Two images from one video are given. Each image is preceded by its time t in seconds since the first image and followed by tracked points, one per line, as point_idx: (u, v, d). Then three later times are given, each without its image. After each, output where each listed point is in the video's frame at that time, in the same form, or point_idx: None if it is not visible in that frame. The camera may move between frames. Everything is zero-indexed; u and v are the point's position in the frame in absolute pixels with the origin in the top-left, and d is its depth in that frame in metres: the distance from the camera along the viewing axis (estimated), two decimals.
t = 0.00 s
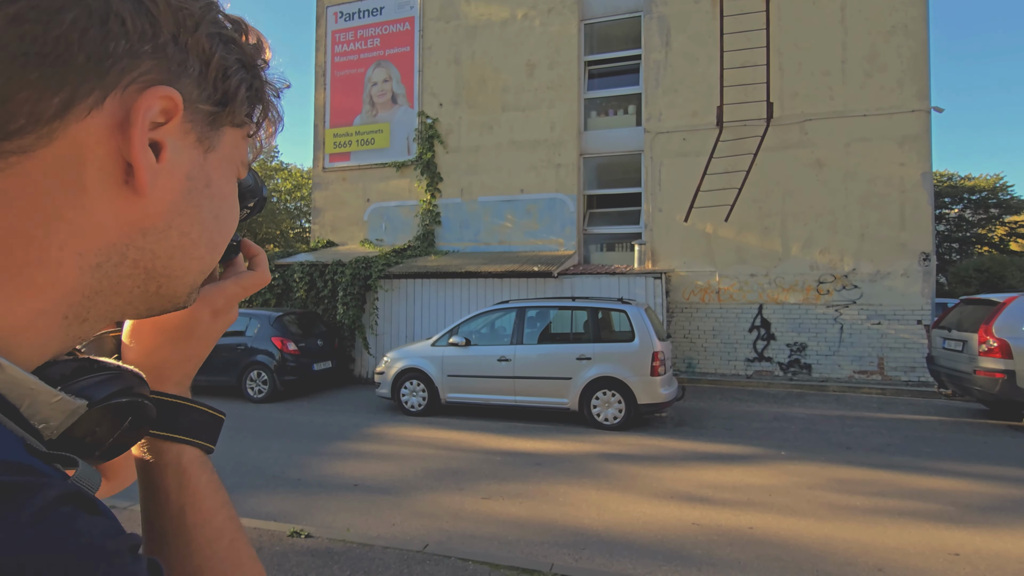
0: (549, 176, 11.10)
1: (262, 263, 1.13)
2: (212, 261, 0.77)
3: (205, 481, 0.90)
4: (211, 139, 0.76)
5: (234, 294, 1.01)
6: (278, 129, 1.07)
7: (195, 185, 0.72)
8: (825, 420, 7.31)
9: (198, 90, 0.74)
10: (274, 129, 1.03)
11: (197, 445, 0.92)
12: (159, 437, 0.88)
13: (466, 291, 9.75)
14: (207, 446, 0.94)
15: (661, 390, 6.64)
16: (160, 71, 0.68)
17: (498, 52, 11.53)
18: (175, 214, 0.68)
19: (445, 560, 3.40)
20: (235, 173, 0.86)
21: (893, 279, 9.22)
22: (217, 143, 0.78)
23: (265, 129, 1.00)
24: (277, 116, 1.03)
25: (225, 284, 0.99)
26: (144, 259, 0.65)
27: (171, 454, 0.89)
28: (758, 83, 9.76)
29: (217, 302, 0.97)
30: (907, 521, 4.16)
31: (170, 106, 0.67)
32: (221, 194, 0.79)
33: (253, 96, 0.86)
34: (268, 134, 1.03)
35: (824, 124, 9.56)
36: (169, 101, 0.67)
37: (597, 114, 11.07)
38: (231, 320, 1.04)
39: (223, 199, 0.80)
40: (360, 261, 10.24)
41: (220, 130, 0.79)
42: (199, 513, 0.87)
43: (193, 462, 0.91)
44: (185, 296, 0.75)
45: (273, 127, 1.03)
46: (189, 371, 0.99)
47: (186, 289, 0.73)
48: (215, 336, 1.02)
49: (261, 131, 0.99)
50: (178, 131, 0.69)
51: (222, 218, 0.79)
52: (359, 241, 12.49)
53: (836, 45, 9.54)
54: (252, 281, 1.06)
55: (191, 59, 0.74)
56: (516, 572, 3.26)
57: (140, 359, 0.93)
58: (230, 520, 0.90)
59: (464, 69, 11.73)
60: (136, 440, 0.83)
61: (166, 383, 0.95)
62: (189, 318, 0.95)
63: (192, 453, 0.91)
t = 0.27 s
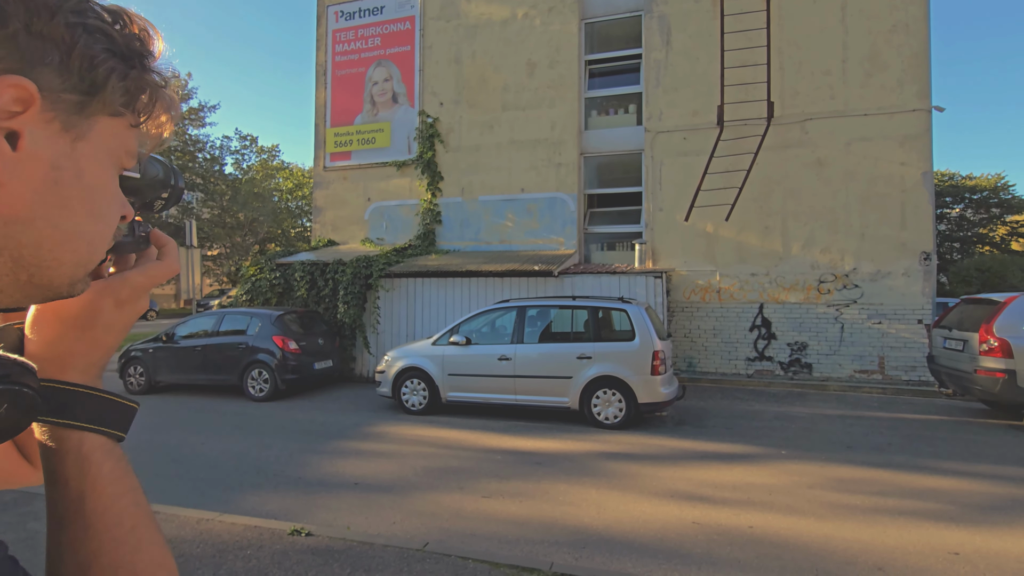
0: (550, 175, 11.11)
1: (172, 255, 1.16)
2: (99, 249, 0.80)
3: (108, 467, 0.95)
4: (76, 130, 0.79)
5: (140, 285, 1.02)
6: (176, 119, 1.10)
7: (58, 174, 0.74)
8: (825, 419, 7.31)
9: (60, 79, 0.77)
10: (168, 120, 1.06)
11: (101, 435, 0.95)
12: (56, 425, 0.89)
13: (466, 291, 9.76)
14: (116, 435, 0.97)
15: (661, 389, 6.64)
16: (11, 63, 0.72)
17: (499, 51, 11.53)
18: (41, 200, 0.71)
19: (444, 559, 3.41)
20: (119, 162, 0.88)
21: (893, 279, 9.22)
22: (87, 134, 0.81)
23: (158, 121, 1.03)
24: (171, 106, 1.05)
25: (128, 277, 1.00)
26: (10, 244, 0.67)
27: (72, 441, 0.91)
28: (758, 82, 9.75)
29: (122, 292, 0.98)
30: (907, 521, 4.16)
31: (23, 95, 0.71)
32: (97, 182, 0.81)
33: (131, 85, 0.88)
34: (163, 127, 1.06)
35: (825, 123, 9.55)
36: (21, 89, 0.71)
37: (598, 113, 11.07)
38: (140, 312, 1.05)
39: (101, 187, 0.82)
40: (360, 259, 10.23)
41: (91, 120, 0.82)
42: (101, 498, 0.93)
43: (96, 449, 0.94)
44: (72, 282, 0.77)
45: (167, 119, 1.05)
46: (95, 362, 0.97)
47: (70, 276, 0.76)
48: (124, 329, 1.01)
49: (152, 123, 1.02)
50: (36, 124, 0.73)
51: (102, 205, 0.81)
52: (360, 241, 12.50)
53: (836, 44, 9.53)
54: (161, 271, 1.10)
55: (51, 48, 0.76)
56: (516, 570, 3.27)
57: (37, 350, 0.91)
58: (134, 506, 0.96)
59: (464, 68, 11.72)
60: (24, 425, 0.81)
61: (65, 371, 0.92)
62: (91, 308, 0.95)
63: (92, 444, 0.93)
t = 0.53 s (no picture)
0: (551, 174, 11.11)
1: (121, 249, 1.15)
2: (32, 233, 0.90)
3: (53, 465, 0.95)
4: None
5: (88, 280, 1.03)
6: (116, 106, 1.18)
7: None
8: (826, 418, 7.31)
9: None
10: (106, 108, 1.14)
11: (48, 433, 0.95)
12: None
13: (467, 290, 9.77)
14: (64, 432, 0.97)
15: (662, 388, 6.64)
16: None
17: (499, 51, 11.53)
18: None
19: (445, 557, 3.42)
20: (52, 149, 0.97)
21: (894, 278, 9.21)
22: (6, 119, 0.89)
23: (94, 110, 1.11)
24: (106, 94, 1.13)
25: (75, 271, 1.01)
26: None
27: (15, 438, 0.90)
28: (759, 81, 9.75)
29: (68, 288, 1.00)
30: (908, 520, 4.16)
31: None
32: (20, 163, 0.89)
33: (55, 69, 0.95)
34: (101, 115, 1.14)
35: (826, 122, 9.54)
36: None
37: (598, 112, 11.08)
38: (90, 308, 1.06)
39: (33, 174, 0.91)
40: (362, 259, 10.24)
41: (13, 106, 0.90)
42: (46, 496, 0.93)
43: (40, 446, 0.93)
44: (9, 269, 0.88)
45: (103, 107, 1.13)
46: (42, 360, 0.96)
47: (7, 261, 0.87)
48: (71, 325, 1.02)
49: (89, 113, 1.10)
50: None
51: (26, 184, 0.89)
52: (361, 240, 12.51)
53: (837, 43, 9.52)
54: (109, 266, 1.08)
55: None
56: (517, 569, 3.27)
57: None
58: (81, 503, 0.98)
59: (465, 67, 11.73)
60: None
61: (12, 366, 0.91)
62: (35, 302, 0.94)
63: (37, 440, 0.93)
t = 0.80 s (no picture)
0: (552, 174, 11.13)
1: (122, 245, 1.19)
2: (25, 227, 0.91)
3: (54, 462, 0.99)
4: None
5: (85, 276, 1.06)
6: (112, 99, 1.20)
7: None
8: (826, 417, 7.34)
9: None
10: (104, 102, 1.17)
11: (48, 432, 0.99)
12: None
13: (468, 289, 9.80)
14: (65, 430, 1.01)
15: (663, 387, 6.67)
16: None
17: (501, 50, 11.54)
18: None
19: (447, 554, 3.45)
20: (44, 142, 0.99)
21: (894, 278, 9.23)
22: None
23: (91, 104, 1.13)
24: (103, 88, 1.15)
25: (73, 268, 1.04)
26: None
27: (15, 436, 0.95)
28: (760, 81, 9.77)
29: (65, 284, 1.03)
30: (908, 518, 4.19)
31: None
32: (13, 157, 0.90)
33: (47, 65, 0.97)
34: (98, 110, 1.16)
35: (826, 122, 9.55)
36: None
37: (599, 112, 11.09)
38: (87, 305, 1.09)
39: (23, 167, 0.92)
40: (363, 258, 10.26)
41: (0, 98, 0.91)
42: (46, 493, 0.97)
43: (42, 444, 0.98)
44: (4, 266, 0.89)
45: (100, 101, 1.16)
46: (42, 357, 1.00)
47: None
48: (69, 323, 1.05)
49: (86, 108, 1.13)
50: None
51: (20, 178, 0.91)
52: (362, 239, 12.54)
53: (838, 42, 9.54)
54: (106, 263, 1.12)
55: None
56: (518, 566, 3.30)
57: None
58: (82, 501, 1.02)
59: (466, 67, 11.74)
60: None
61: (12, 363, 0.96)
62: (34, 302, 0.99)
63: (38, 438, 0.97)
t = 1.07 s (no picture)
0: (553, 173, 11.12)
1: (144, 244, 1.16)
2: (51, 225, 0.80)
3: (80, 463, 0.95)
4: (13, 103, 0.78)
5: (107, 275, 1.03)
6: (133, 93, 1.11)
7: None
8: (827, 417, 7.32)
9: None
10: (125, 96, 1.08)
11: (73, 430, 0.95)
12: (23, 419, 0.91)
13: (469, 288, 9.80)
14: (91, 429, 0.97)
15: (664, 386, 6.66)
16: None
17: (501, 49, 11.52)
18: None
19: (449, 553, 3.45)
20: (69, 139, 0.88)
21: (896, 277, 9.22)
22: (27, 108, 0.80)
23: (112, 98, 1.05)
24: (126, 82, 1.06)
25: (95, 266, 1.01)
26: None
27: (41, 435, 0.92)
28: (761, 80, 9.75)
29: (87, 282, 1.00)
30: (910, 518, 4.18)
31: None
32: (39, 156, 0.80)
33: (72, 56, 0.87)
34: (119, 104, 1.08)
35: (828, 121, 9.53)
36: None
37: (600, 111, 11.07)
38: (112, 303, 1.06)
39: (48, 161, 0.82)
40: (364, 257, 10.27)
41: (30, 92, 0.81)
42: (72, 495, 0.93)
43: (67, 443, 0.94)
44: (23, 267, 0.78)
45: (122, 96, 1.07)
46: (65, 356, 0.98)
47: (19, 259, 0.77)
48: (92, 322, 1.02)
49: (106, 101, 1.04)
50: None
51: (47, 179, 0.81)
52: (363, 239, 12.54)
53: (840, 41, 9.51)
54: (129, 260, 1.08)
55: None
56: (520, 565, 3.30)
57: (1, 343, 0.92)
58: (107, 501, 0.97)
59: (467, 66, 11.73)
60: None
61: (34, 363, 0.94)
62: (56, 300, 0.97)
63: (63, 437, 0.94)
